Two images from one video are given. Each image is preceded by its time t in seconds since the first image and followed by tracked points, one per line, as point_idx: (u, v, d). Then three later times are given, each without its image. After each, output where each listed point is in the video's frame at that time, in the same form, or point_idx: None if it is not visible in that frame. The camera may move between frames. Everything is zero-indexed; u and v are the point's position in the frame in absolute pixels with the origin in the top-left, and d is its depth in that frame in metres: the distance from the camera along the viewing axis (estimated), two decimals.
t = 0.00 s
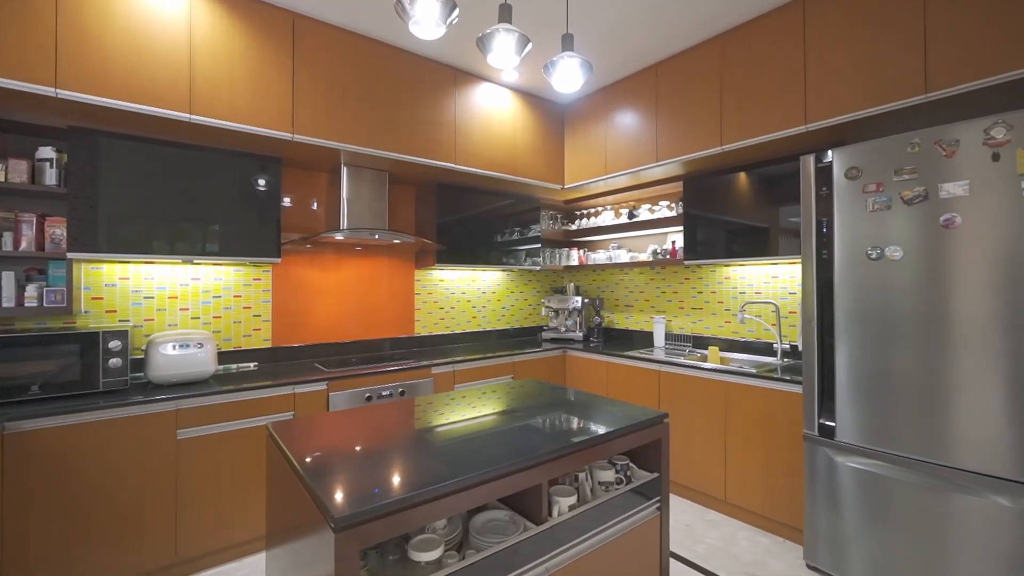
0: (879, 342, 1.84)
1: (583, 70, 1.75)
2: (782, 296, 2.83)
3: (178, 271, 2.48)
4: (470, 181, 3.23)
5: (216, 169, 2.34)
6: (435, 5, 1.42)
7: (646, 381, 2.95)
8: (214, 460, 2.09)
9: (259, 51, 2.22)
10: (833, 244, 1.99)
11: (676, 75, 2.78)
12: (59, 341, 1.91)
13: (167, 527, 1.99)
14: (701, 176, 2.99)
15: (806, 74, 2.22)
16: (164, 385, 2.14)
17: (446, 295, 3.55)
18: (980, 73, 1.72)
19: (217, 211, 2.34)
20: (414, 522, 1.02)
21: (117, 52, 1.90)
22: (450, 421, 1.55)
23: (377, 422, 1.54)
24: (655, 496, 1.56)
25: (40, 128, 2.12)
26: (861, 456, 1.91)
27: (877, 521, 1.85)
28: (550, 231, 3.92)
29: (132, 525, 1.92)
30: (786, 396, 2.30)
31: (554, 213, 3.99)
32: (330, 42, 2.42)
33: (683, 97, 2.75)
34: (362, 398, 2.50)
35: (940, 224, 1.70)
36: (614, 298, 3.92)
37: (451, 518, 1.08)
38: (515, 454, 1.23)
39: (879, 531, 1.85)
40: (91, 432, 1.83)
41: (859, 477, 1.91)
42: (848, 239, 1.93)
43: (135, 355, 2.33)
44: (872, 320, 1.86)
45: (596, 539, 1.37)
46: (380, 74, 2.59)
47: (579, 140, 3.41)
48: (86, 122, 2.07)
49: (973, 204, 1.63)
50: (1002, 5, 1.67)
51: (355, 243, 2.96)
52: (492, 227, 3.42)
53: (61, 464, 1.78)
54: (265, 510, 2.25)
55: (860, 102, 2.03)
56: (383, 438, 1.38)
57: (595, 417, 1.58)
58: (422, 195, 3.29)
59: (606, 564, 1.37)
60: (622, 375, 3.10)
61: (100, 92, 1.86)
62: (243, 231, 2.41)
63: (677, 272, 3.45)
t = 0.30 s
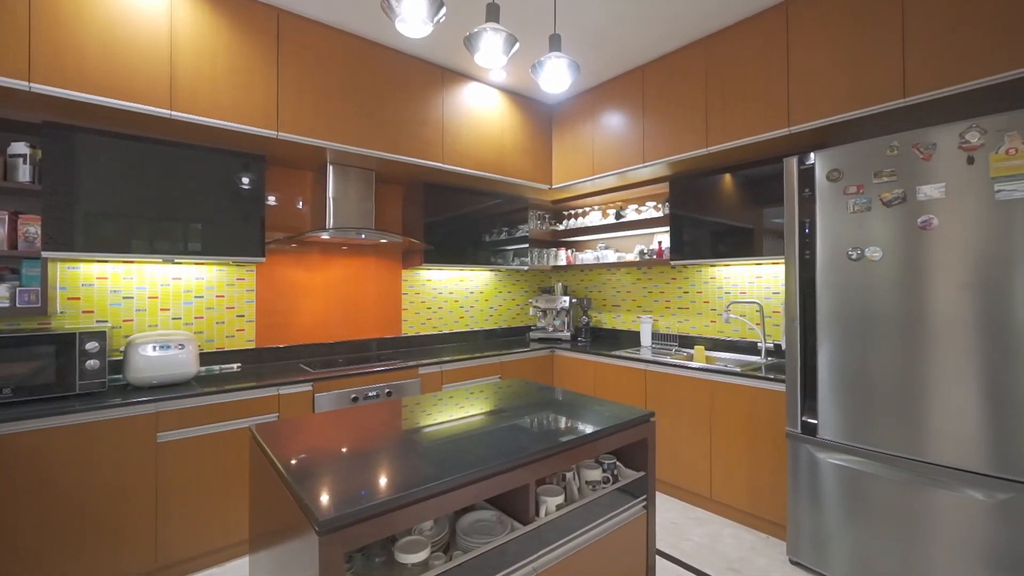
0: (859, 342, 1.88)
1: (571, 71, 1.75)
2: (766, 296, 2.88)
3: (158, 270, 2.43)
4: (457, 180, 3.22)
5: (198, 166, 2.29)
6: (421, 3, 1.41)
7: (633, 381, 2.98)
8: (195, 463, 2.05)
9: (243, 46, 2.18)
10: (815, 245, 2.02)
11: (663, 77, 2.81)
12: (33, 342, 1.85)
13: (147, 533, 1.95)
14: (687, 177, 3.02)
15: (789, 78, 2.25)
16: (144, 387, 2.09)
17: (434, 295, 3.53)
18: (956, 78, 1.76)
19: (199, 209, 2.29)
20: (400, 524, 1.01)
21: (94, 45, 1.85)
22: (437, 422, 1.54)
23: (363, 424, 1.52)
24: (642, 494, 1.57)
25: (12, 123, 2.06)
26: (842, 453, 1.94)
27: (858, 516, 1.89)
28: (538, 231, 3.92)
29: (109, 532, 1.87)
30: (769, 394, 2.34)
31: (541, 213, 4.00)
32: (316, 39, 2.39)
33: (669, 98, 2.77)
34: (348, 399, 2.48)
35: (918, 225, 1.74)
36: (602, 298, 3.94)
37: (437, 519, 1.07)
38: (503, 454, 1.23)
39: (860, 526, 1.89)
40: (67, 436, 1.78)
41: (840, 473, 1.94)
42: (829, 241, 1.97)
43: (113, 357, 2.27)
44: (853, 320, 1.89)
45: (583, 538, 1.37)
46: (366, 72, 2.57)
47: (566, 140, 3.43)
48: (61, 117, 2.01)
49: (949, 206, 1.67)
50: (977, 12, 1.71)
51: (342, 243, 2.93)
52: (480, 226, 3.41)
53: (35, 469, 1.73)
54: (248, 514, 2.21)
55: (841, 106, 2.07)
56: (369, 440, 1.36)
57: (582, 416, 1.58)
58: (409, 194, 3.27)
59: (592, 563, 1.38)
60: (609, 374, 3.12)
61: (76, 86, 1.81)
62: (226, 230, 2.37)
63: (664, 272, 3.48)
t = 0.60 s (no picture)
0: (841, 340, 1.91)
1: (559, 71, 1.75)
2: (752, 295, 2.91)
3: (140, 270, 2.38)
4: (446, 180, 3.21)
5: (181, 164, 2.25)
6: (410, 2, 1.41)
7: (621, 380, 2.99)
8: (178, 466, 2.01)
9: (228, 43, 2.15)
10: (799, 245, 2.05)
11: (651, 78, 2.83)
12: (9, 343, 1.80)
13: (128, 538, 1.91)
14: (675, 178, 3.05)
15: (774, 80, 2.29)
16: (125, 389, 2.05)
17: (423, 295, 3.51)
18: (935, 83, 1.80)
19: (183, 208, 2.25)
20: (388, 525, 1.00)
21: (73, 39, 1.81)
22: (426, 422, 1.53)
23: (350, 425, 1.51)
24: (630, 493, 1.58)
25: None
26: (825, 449, 1.98)
27: (841, 512, 1.93)
28: (527, 231, 3.93)
29: (89, 537, 1.83)
30: (755, 393, 2.37)
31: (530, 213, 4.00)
32: (302, 36, 2.36)
33: (657, 100, 2.80)
34: (336, 400, 2.46)
35: (898, 226, 1.77)
36: (591, 298, 3.96)
37: (425, 519, 1.07)
38: (492, 454, 1.23)
39: (842, 521, 1.92)
40: (45, 440, 1.73)
41: (823, 469, 1.97)
42: (813, 241, 2.00)
43: (94, 358, 2.22)
44: (835, 319, 1.93)
45: (571, 537, 1.38)
46: (354, 71, 2.55)
47: (555, 141, 3.43)
48: (38, 112, 1.96)
49: (928, 208, 1.71)
50: (955, 19, 1.76)
51: (329, 242, 2.90)
52: (469, 226, 3.41)
53: (11, 474, 1.68)
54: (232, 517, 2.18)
55: (825, 109, 2.11)
56: (356, 441, 1.35)
57: (571, 415, 1.59)
58: (397, 194, 3.25)
59: (580, 562, 1.38)
60: (598, 374, 3.14)
61: (54, 81, 1.77)
62: (211, 229, 2.33)
63: (651, 272, 3.51)
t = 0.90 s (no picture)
0: (825, 339, 1.94)
1: (549, 71, 1.76)
2: (739, 295, 2.95)
3: (122, 269, 2.34)
4: (436, 180, 3.20)
5: (165, 162, 2.21)
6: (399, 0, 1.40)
7: (611, 380, 3.01)
8: (163, 468, 1.98)
9: (213, 39, 2.12)
10: (785, 245, 2.08)
11: (640, 79, 2.84)
12: None
13: (111, 543, 1.87)
14: (663, 179, 3.08)
15: (761, 83, 2.32)
16: (107, 391, 2.01)
17: (412, 295, 3.49)
18: (917, 88, 1.84)
19: (167, 206, 2.22)
20: (377, 526, 0.99)
21: (53, 34, 1.77)
22: (415, 423, 1.53)
23: (338, 426, 1.49)
24: (619, 492, 1.59)
25: None
26: (810, 446, 2.01)
27: (825, 507, 1.96)
28: (517, 231, 3.93)
29: (69, 543, 1.79)
30: (742, 391, 2.40)
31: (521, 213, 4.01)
32: (290, 33, 2.34)
33: (646, 101, 2.81)
34: (324, 401, 2.43)
35: (881, 227, 1.81)
36: (580, 298, 3.98)
37: (414, 520, 1.06)
38: (481, 454, 1.23)
39: (827, 517, 1.95)
40: (23, 443, 1.69)
41: (809, 467, 2.00)
42: (798, 241, 2.03)
43: (74, 360, 2.17)
44: (821, 318, 1.96)
45: (560, 536, 1.38)
46: (343, 69, 2.53)
47: (545, 141, 3.44)
48: (16, 107, 1.91)
49: (909, 209, 1.75)
50: (936, 25, 1.80)
51: (317, 242, 2.87)
52: (459, 226, 3.40)
53: None
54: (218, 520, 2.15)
55: (810, 111, 2.14)
56: (345, 442, 1.34)
57: (561, 415, 1.59)
58: (386, 193, 3.24)
59: (569, 561, 1.38)
60: (588, 373, 3.15)
61: (33, 76, 1.73)
62: (196, 228, 2.29)
63: (641, 272, 3.54)
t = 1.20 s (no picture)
0: (812, 338, 1.97)
1: (540, 72, 1.76)
2: (728, 295, 2.98)
3: (106, 269, 2.30)
4: (427, 180, 3.19)
5: (151, 160, 2.18)
6: None
7: (602, 379, 3.03)
8: (149, 471, 1.95)
9: (201, 36, 2.09)
10: (773, 246, 2.10)
11: (631, 81, 2.86)
12: None
13: (94, 548, 1.84)
14: (654, 180, 3.10)
15: (749, 85, 2.34)
16: (91, 393, 1.97)
17: (403, 295, 3.48)
18: (900, 92, 1.88)
19: (153, 205, 2.18)
20: (367, 527, 0.99)
21: (35, 29, 1.74)
22: (406, 424, 1.52)
23: (328, 427, 1.48)
24: (609, 491, 1.60)
25: None
26: (797, 444, 2.03)
27: (811, 504, 1.99)
28: (508, 231, 3.94)
29: (50, 549, 1.75)
30: (731, 390, 2.42)
31: (512, 213, 4.01)
32: (279, 31, 2.32)
33: (637, 102, 2.83)
34: (314, 402, 2.41)
35: (866, 228, 1.84)
36: (571, 298, 3.99)
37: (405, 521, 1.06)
38: (472, 454, 1.23)
39: (814, 514, 1.98)
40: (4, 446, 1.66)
41: (796, 464, 2.03)
42: (785, 242, 2.06)
43: (57, 361, 2.13)
44: (808, 317, 1.98)
45: (551, 535, 1.39)
46: (333, 68, 2.51)
47: (536, 141, 3.45)
48: None
49: (893, 211, 1.78)
50: (921, 31, 1.83)
51: (306, 241, 2.85)
52: (450, 226, 3.39)
53: None
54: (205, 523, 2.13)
55: (797, 114, 2.17)
56: (335, 443, 1.33)
57: (553, 415, 1.59)
58: (377, 193, 3.22)
59: (560, 560, 1.39)
60: (579, 373, 3.16)
61: (13, 72, 1.69)
62: (183, 227, 2.27)
63: (631, 272, 3.56)
